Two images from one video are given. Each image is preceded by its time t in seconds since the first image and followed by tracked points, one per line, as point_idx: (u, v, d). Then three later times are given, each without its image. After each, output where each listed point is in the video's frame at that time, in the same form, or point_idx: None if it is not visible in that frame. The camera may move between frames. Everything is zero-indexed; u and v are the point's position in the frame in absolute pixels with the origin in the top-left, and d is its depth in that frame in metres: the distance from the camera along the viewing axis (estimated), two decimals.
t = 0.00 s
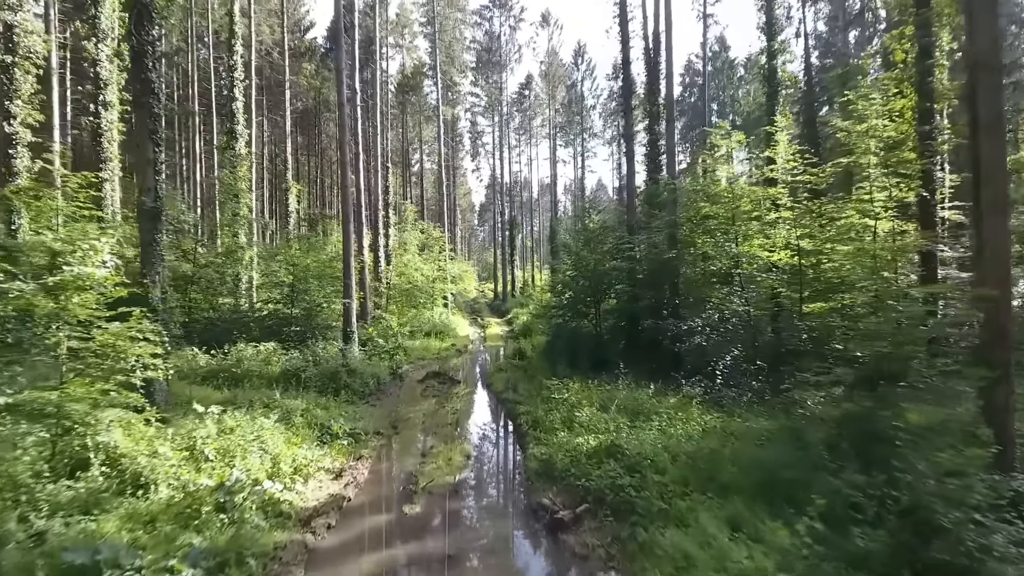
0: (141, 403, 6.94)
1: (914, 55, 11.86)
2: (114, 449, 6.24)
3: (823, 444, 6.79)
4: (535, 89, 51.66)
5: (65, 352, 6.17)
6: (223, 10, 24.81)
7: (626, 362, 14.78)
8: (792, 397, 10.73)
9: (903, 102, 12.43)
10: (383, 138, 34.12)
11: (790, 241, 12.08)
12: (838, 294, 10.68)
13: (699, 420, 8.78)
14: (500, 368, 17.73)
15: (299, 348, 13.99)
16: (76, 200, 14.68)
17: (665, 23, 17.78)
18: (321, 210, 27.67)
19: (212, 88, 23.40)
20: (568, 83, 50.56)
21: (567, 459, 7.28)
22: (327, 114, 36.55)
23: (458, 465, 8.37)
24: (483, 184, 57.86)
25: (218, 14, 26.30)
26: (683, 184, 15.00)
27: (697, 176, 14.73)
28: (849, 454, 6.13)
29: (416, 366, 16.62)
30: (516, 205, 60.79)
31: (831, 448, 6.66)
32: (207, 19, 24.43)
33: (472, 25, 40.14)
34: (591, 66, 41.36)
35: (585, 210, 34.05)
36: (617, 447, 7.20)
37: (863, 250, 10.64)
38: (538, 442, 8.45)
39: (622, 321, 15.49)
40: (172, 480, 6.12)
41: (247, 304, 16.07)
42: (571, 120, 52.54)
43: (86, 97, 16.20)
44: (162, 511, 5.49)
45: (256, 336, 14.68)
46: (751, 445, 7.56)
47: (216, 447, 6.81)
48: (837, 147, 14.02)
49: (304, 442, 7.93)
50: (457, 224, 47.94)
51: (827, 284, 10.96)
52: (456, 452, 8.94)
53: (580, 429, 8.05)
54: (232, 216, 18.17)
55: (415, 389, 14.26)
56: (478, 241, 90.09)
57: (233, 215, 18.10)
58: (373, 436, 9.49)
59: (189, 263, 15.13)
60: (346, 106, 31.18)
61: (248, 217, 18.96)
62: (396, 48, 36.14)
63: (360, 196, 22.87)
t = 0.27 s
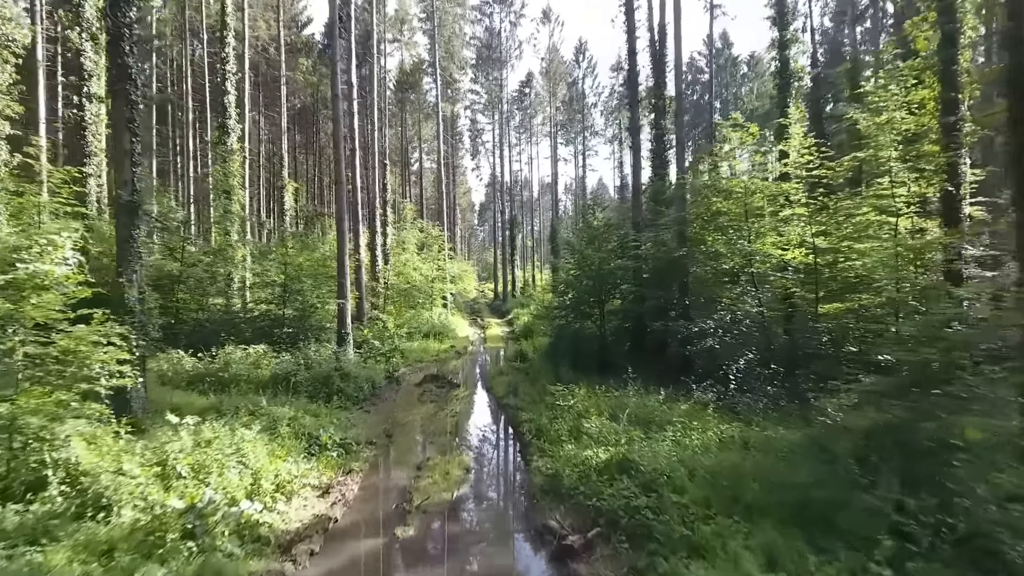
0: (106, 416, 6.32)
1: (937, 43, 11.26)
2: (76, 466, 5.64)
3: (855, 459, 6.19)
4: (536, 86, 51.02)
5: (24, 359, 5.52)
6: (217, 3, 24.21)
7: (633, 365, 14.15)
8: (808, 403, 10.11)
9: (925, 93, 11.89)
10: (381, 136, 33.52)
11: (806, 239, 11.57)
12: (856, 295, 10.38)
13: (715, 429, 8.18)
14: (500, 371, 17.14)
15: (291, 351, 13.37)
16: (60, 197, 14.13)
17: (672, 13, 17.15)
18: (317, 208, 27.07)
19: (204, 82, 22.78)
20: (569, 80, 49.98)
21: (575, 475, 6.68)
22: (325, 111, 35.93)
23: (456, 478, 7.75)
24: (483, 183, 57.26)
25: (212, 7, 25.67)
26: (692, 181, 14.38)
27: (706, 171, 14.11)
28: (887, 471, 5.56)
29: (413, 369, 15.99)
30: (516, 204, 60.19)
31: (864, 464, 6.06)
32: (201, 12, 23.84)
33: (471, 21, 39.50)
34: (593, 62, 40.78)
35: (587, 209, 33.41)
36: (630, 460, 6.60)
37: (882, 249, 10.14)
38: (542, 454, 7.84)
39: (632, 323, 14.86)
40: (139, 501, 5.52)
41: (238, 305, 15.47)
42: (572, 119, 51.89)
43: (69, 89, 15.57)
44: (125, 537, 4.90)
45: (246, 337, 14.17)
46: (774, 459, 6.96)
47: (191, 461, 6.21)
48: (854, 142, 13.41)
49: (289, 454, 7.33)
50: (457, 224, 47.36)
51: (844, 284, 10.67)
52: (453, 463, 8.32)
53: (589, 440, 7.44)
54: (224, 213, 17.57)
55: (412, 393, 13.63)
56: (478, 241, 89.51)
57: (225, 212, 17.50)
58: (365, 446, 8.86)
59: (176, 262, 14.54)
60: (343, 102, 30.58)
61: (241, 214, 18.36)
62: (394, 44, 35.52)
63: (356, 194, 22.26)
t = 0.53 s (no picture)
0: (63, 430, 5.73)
1: (964, 28, 10.63)
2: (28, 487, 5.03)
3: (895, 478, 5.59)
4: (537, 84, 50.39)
5: None
6: None
7: (640, 369, 13.54)
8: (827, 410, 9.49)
9: (950, 82, 11.19)
10: (380, 133, 32.94)
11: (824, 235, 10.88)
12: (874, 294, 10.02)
13: (734, 440, 7.59)
14: (500, 373, 16.55)
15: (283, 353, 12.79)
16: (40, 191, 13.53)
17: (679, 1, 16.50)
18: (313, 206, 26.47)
19: (197, 76, 22.17)
20: (570, 78, 49.38)
21: (584, 495, 6.06)
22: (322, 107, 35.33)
23: (453, 495, 7.10)
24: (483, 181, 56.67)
25: None
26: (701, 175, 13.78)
27: (716, 166, 13.49)
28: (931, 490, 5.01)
29: (412, 373, 15.39)
30: (517, 203, 59.60)
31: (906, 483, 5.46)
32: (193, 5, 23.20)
33: (471, 17, 38.86)
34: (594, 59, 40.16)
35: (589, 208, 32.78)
36: (645, 478, 5.96)
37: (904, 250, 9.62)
38: (548, 469, 7.22)
39: (639, 326, 14.24)
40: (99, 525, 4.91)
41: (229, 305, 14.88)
42: (573, 116, 51.27)
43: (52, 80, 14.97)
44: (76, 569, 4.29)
45: (235, 340, 13.60)
46: (803, 473, 6.37)
47: (160, 475, 5.60)
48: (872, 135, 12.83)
49: (273, 467, 6.72)
50: (457, 223, 46.79)
51: (862, 282, 10.30)
52: (451, 476, 7.71)
53: (598, 454, 6.80)
54: (215, 209, 16.98)
55: (410, 398, 13.03)
56: (478, 240, 88.98)
57: (216, 209, 16.92)
58: (357, 458, 8.24)
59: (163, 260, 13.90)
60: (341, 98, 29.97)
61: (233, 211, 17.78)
62: (392, 40, 34.87)
63: (353, 191, 21.66)
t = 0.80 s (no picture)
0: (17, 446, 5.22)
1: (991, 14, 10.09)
2: None
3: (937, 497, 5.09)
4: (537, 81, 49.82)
5: None
6: None
7: (646, 372, 13.02)
8: (846, 417, 8.97)
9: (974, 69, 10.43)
10: (378, 130, 32.43)
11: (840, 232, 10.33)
12: (891, 294, 9.66)
13: (753, 450, 7.07)
14: (500, 376, 16.05)
15: (275, 355, 12.28)
16: (24, 189, 13.16)
17: None
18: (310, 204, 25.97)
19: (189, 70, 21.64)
20: (570, 75, 48.87)
21: (594, 515, 5.54)
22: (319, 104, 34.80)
23: (451, 511, 6.57)
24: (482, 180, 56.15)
25: None
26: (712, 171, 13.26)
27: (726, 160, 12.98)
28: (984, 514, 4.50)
29: (410, 376, 14.86)
30: (517, 202, 59.09)
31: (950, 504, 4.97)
32: None
33: (471, 13, 38.29)
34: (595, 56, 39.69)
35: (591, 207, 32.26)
36: (661, 497, 5.43)
37: (928, 250, 9.27)
38: (554, 483, 6.70)
39: (645, 327, 13.73)
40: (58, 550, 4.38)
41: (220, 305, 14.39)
42: (574, 114, 50.72)
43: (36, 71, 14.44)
44: None
45: (225, 342, 13.18)
46: (831, 488, 5.86)
47: (128, 493, 5.12)
48: (889, 128, 12.31)
49: (255, 481, 6.23)
50: (456, 222, 46.32)
51: (879, 280, 9.96)
52: (448, 490, 7.19)
53: (608, 468, 6.28)
54: (206, 206, 16.48)
55: (407, 404, 12.51)
56: (478, 240, 88.48)
57: (208, 206, 16.42)
58: (348, 470, 7.71)
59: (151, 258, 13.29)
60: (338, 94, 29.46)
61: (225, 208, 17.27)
62: (391, 36, 34.31)
63: (349, 188, 21.14)
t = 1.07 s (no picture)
0: None
1: None
2: None
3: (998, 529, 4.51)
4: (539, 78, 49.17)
5: None
6: None
7: (654, 375, 12.36)
8: (872, 425, 8.35)
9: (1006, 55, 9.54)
10: (376, 127, 31.83)
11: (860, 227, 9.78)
12: (912, 294, 9.23)
13: (778, 464, 6.47)
14: (501, 379, 15.46)
15: (264, 358, 11.69)
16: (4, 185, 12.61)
17: None
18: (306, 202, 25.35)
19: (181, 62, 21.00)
20: (572, 72, 48.21)
21: (607, 543, 4.94)
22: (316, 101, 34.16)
23: (446, 534, 5.95)
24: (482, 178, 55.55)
25: None
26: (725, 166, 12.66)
27: (739, 153, 12.33)
28: None
29: (407, 380, 14.24)
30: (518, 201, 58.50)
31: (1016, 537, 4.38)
32: None
33: (472, 8, 37.63)
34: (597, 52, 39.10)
35: (593, 205, 31.61)
36: (683, 522, 4.82)
37: (955, 249, 8.71)
38: (561, 502, 6.10)
39: (652, 328, 13.07)
40: None
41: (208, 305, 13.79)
42: (576, 112, 50.08)
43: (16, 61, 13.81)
44: None
45: (210, 344, 12.61)
46: (872, 510, 5.25)
47: (80, 518, 4.54)
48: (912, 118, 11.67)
49: (229, 501, 5.63)
50: (456, 221, 45.72)
51: (901, 279, 9.43)
52: (444, 509, 6.57)
53: (623, 488, 5.65)
54: (196, 202, 15.89)
55: (403, 409, 11.86)
56: (478, 238, 87.92)
57: (198, 202, 15.83)
58: (336, 485, 7.10)
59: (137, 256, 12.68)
60: (336, 90, 28.87)
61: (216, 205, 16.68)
62: (390, 31, 33.67)
63: (345, 185, 20.51)
